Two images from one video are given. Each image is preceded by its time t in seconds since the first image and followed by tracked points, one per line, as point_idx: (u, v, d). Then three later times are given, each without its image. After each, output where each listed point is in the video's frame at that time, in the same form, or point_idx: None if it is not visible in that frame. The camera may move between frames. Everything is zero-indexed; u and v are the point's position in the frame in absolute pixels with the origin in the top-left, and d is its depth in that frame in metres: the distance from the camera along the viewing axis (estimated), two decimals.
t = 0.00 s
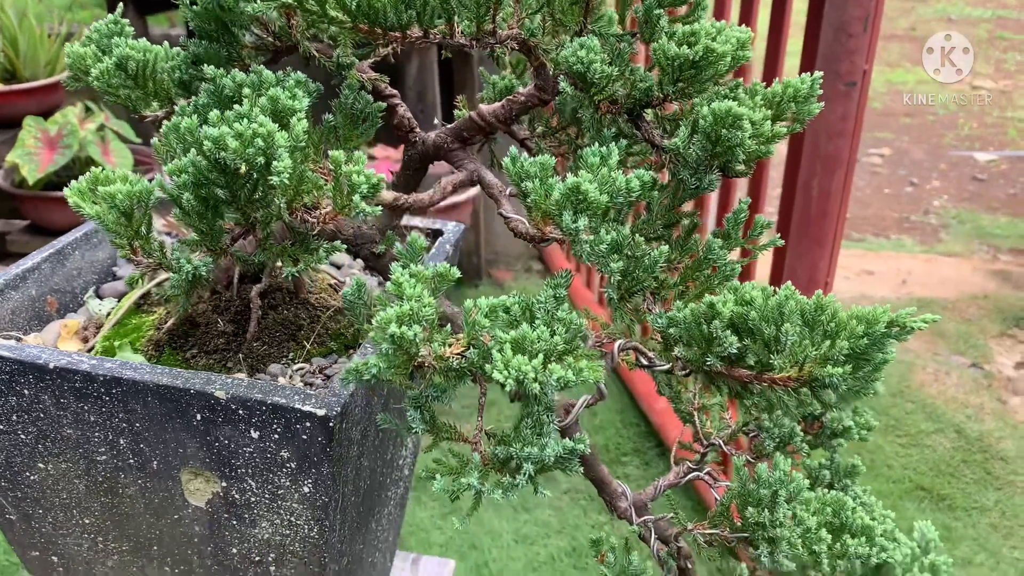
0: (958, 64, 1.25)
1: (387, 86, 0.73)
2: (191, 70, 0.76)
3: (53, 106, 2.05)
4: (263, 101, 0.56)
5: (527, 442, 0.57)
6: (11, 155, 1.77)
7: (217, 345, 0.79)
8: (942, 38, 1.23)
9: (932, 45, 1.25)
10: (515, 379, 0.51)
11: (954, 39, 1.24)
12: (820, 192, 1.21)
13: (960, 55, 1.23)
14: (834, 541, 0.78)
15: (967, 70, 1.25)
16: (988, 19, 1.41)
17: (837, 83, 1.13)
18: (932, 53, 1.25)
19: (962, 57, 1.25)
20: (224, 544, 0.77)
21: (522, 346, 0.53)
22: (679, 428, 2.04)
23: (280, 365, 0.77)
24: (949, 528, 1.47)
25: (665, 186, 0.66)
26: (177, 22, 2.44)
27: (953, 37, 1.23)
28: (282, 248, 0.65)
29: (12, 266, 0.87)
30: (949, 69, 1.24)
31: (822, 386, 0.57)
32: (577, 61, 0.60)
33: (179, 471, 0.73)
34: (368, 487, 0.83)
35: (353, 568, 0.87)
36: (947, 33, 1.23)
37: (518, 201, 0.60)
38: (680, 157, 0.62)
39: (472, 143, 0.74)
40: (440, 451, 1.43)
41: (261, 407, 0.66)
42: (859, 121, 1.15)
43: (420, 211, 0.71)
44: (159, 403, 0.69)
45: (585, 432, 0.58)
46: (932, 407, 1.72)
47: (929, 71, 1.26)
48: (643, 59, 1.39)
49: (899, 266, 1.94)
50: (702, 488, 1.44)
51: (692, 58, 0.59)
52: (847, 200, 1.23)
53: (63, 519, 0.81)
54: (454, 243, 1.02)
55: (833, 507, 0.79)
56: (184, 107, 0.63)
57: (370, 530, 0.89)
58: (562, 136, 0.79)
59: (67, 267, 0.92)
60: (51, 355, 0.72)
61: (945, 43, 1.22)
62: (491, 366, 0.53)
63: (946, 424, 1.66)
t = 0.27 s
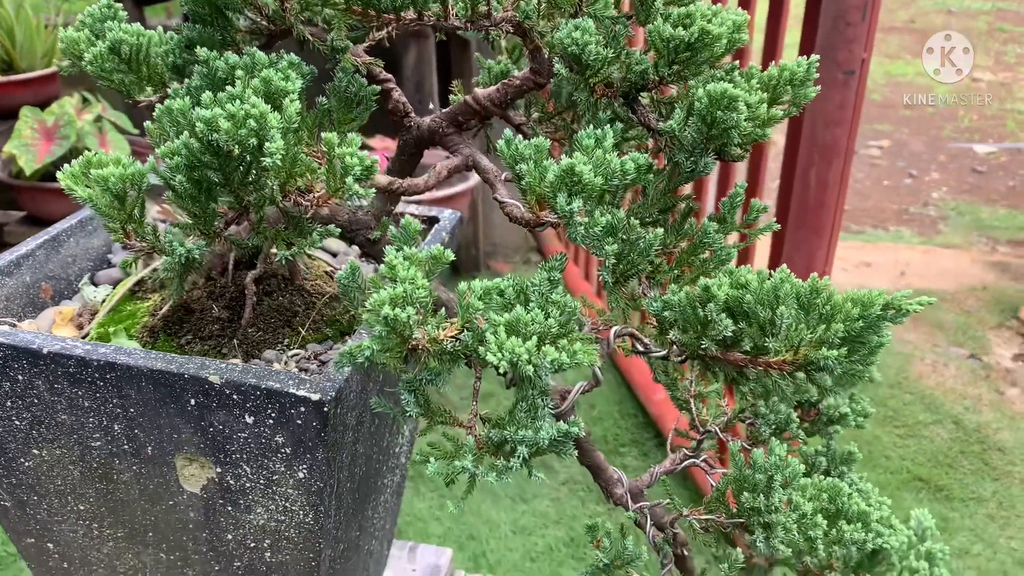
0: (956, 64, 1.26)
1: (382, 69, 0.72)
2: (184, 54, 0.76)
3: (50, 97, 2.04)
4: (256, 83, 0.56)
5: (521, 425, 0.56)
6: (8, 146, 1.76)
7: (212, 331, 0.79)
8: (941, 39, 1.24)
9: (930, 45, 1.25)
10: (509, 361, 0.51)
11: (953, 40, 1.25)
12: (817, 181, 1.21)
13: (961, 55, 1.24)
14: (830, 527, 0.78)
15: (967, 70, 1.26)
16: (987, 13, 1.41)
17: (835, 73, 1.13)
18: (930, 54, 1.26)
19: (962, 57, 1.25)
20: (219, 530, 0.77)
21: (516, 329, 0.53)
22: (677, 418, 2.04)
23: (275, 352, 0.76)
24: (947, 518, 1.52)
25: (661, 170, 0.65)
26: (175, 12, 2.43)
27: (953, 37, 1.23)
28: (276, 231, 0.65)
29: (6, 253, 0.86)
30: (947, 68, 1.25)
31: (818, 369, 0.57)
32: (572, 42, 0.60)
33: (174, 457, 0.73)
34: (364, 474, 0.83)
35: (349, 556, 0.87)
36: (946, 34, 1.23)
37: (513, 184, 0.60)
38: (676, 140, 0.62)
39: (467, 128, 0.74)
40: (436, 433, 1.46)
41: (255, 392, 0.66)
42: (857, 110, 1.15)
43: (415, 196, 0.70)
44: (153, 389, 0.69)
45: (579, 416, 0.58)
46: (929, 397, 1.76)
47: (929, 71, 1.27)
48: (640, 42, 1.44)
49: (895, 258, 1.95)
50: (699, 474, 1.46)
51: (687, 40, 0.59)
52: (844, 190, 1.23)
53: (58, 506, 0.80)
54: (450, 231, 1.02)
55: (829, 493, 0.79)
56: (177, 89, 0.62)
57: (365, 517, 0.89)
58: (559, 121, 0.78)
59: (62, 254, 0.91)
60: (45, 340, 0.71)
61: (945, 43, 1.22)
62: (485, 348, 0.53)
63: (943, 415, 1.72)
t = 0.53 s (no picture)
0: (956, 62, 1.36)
1: (377, 51, 0.71)
2: (177, 36, 0.75)
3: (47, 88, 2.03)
4: (248, 61, 0.56)
5: (516, 406, 0.56)
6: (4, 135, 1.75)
7: (206, 316, 0.79)
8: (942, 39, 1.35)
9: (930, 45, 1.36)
10: (503, 341, 0.51)
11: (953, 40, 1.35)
12: (816, 169, 1.21)
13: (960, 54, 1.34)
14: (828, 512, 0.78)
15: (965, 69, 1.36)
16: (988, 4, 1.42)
17: (834, 60, 1.12)
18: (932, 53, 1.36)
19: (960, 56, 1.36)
20: (214, 515, 0.77)
21: (511, 309, 0.53)
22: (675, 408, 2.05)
23: (270, 336, 0.76)
24: (945, 508, 1.58)
25: (657, 152, 0.65)
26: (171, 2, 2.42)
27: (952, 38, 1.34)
28: (268, 213, 0.64)
29: None
30: (949, 68, 1.36)
31: (815, 351, 0.57)
32: (567, 21, 0.59)
33: (168, 442, 0.73)
34: (359, 460, 0.83)
35: (344, 542, 0.86)
36: (946, 35, 1.34)
37: (508, 164, 0.59)
38: (673, 121, 0.62)
39: (463, 110, 0.73)
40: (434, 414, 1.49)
41: (249, 375, 0.66)
42: (856, 97, 1.15)
43: (411, 178, 0.70)
44: (146, 372, 0.68)
45: (575, 398, 0.58)
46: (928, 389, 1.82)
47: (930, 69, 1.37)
48: (638, 24, 1.52)
49: (894, 248, 1.94)
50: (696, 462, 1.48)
51: (683, 19, 0.59)
52: (843, 178, 1.23)
53: (52, 492, 0.80)
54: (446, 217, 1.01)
55: (827, 479, 0.78)
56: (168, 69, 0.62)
57: (361, 503, 0.89)
58: (556, 105, 0.77)
59: (56, 239, 0.91)
60: (37, 324, 0.71)
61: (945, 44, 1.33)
62: (479, 328, 0.52)
63: (943, 406, 1.77)
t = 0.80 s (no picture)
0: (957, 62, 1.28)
1: (370, 29, 0.71)
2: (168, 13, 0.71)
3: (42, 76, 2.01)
4: (239, 36, 0.55)
5: (512, 385, 0.56)
6: None
7: (199, 298, 0.78)
8: (942, 39, 1.26)
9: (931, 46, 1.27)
10: (498, 319, 0.50)
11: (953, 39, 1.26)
12: (815, 155, 1.20)
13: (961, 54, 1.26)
14: (825, 495, 0.78)
15: (966, 68, 1.28)
16: None
17: (834, 45, 1.12)
18: (932, 54, 1.27)
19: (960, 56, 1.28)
20: (207, 499, 0.76)
21: (506, 287, 0.52)
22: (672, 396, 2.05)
23: (263, 319, 0.75)
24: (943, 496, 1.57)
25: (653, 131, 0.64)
26: None
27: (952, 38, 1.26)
28: (261, 191, 0.63)
29: None
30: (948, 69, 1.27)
31: (813, 330, 0.57)
32: None
33: (160, 425, 0.72)
34: (354, 444, 0.83)
35: (339, 526, 0.86)
36: (946, 34, 1.25)
37: (503, 141, 0.58)
38: (669, 97, 0.61)
39: (457, 89, 0.72)
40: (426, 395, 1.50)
41: (242, 356, 0.65)
42: (855, 83, 1.14)
43: (405, 158, 0.69)
44: (138, 353, 0.68)
45: (571, 378, 0.57)
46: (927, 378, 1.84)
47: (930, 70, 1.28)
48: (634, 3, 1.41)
49: (895, 238, 2.08)
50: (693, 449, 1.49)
51: None
52: (842, 164, 1.22)
53: (44, 476, 0.79)
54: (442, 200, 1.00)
55: (824, 462, 0.78)
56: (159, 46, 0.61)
57: (357, 487, 0.89)
58: (552, 86, 0.76)
59: (48, 222, 0.90)
60: (27, 305, 0.70)
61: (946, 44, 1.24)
62: (473, 306, 0.52)
63: (941, 395, 1.78)
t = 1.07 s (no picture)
0: (955, 63, 1.33)
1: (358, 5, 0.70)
2: None
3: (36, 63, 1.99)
4: (223, 9, 0.54)
5: (501, 365, 0.56)
6: None
7: (188, 281, 0.77)
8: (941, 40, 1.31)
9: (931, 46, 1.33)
10: (486, 297, 0.49)
11: (953, 40, 1.32)
12: (810, 140, 1.19)
13: (960, 56, 1.30)
14: (818, 479, 0.78)
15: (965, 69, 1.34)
16: None
17: (830, 29, 1.11)
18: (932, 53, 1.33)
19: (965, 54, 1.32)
20: (196, 483, 0.76)
21: (494, 265, 0.51)
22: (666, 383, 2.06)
23: (252, 301, 0.74)
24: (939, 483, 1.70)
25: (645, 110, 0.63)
26: None
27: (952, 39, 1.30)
28: (247, 169, 0.63)
29: None
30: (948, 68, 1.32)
31: (805, 310, 0.56)
32: None
33: (148, 407, 0.71)
34: (344, 428, 0.82)
35: (330, 511, 0.86)
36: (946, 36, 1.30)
37: (491, 119, 0.58)
38: (660, 74, 0.60)
39: (447, 68, 0.71)
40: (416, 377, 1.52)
41: (229, 337, 0.65)
42: (851, 68, 1.14)
43: (394, 137, 0.68)
44: (125, 335, 0.67)
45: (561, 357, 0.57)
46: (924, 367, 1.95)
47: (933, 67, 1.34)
48: None
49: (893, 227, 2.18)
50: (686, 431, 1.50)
51: None
52: (837, 150, 1.22)
53: (32, 460, 0.79)
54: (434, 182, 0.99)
55: (817, 445, 0.77)
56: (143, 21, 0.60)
57: (348, 472, 0.88)
58: (543, 65, 0.76)
59: (35, 205, 0.89)
60: (13, 287, 0.70)
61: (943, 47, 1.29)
62: (461, 284, 0.51)
63: (938, 383, 1.91)
